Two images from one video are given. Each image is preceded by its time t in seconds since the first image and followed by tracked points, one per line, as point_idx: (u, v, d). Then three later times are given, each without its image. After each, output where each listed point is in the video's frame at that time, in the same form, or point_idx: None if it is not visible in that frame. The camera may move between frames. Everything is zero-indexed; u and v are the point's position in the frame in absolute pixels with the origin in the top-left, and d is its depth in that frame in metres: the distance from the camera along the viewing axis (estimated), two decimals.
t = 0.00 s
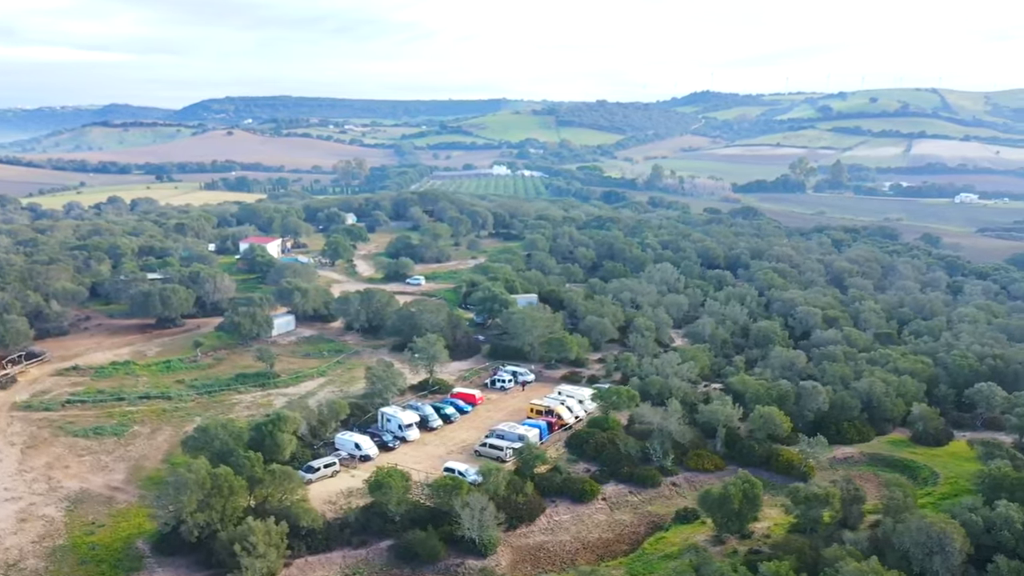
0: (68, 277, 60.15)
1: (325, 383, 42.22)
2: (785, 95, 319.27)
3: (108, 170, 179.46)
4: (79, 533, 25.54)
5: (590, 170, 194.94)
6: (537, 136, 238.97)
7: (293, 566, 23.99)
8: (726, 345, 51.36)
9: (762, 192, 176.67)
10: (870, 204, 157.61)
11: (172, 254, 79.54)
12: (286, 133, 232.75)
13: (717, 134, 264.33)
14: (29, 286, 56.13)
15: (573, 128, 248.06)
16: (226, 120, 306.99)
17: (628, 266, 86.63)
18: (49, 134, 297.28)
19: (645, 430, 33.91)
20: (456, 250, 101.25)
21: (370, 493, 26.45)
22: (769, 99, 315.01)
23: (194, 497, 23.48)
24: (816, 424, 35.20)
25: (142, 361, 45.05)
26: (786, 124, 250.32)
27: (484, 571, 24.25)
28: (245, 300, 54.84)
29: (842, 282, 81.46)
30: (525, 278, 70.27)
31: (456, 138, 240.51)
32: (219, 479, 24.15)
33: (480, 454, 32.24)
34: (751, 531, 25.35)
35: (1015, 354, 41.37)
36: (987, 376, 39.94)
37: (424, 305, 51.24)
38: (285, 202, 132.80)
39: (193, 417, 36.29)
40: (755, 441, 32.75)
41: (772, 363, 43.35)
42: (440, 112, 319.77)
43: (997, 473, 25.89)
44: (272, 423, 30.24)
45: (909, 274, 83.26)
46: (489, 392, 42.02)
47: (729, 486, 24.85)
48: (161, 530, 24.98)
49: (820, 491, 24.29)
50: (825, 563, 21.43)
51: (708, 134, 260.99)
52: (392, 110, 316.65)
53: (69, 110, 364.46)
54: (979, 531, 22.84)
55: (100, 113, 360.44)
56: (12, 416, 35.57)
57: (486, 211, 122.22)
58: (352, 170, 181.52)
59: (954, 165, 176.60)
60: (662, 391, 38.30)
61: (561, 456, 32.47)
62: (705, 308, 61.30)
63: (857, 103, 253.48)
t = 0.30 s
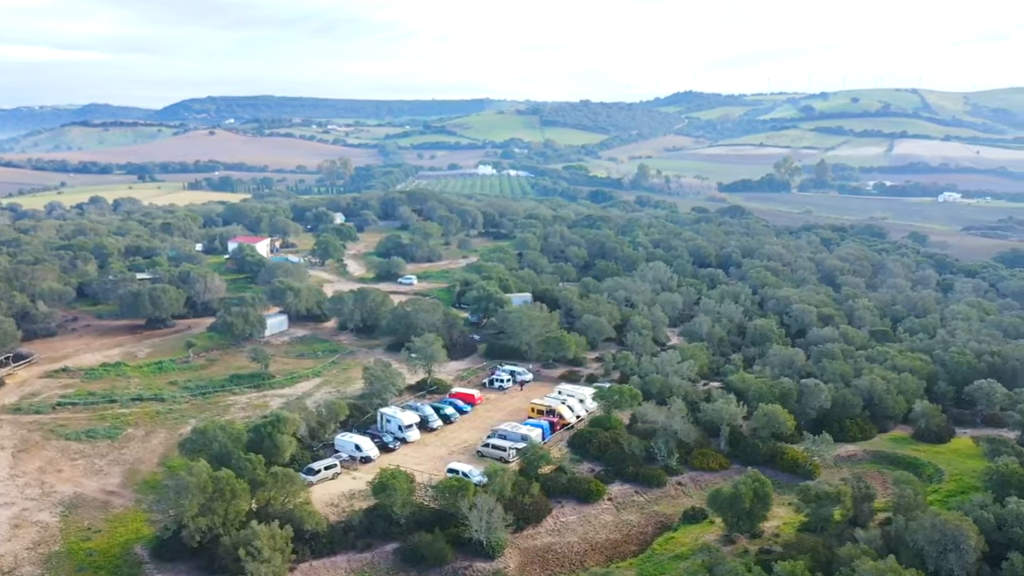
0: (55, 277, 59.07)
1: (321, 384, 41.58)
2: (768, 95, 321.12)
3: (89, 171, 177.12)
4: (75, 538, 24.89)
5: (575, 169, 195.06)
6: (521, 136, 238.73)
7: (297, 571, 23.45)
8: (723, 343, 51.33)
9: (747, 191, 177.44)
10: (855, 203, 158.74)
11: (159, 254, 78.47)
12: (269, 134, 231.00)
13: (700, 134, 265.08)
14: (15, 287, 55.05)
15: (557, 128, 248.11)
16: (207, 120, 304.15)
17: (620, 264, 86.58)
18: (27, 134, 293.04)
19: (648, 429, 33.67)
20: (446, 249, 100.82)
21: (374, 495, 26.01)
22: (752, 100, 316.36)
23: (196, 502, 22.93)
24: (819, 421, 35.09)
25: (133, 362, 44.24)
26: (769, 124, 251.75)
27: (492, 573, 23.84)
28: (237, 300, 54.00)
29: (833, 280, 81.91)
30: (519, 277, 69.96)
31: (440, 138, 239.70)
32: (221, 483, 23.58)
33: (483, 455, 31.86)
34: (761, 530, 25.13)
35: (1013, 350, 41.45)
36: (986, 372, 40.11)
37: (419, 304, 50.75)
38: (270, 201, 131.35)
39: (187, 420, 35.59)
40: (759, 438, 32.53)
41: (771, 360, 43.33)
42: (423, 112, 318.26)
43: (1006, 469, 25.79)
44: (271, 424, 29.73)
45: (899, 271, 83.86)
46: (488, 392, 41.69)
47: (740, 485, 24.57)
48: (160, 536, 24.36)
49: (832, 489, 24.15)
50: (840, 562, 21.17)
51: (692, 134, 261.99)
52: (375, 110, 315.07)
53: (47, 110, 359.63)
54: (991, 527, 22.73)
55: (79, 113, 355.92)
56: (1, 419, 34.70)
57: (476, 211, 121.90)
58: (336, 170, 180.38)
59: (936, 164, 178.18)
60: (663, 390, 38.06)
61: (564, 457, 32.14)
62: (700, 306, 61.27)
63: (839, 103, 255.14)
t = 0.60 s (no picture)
0: (37, 278, 57.84)
1: (315, 385, 40.96)
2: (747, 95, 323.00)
3: (65, 171, 174.41)
4: (69, 545, 24.24)
5: (558, 169, 195.01)
6: (503, 135, 238.27)
7: None
8: (717, 341, 51.34)
9: (729, 190, 178.31)
10: (836, 202, 159.87)
11: (143, 254, 77.22)
12: (250, 133, 228.74)
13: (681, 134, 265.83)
14: None
15: (538, 127, 248.03)
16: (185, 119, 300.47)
17: (610, 263, 86.46)
18: None
19: (649, 428, 33.48)
20: (434, 248, 100.23)
21: (376, 497, 25.55)
22: (731, 99, 317.96)
23: (195, 506, 22.35)
24: (818, 418, 35.01)
25: (121, 363, 43.36)
26: (749, 123, 253.28)
27: None
28: (226, 299, 53.13)
29: (821, 278, 82.34)
30: (510, 276, 69.61)
31: (421, 137, 238.66)
32: (220, 486, 23.04)
33: (483, 455, 31.54)
34: (768, 529, 24.94)
35: (1007, 346, 41.69)
36: (981, 368, 40.29)
37: (412, 303, 50.23)
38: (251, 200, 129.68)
39: (180, 422, 34.88)
40: (760, 436, 32.36)
41: (768, 358, 43.31)
42: (403, 111, 316.60)
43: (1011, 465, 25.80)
44: (268, 426, 29.18)
45: (887, 269, 84.42)
46: (484, 392, 41.32)
47: (748, 483, 24.34)
48: (156, 541, 23.75)
49: (840, 487, 24.01)
50: (852, 560, 21.01)
51: (672, 134, 262.91)
52: (355, 109, 312.93)
53: (20, 110, 353.75)
54: (1000, 523, 22.65)
55: (54, 113, 350.53)
56: None
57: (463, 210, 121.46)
58: (318, 170, 179.14)
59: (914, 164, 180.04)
60: (662, 388, 37.84)
61: (565, 457, 31.82)
62: (693, 304, 61.28)
63: (818, 103, 257.26)
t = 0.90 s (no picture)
0: (18, 278, 56.44)
1: (308, 385, 40.32)
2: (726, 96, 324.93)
3: (40, 171, 171.60)
4: (62, 551, 23.59)
5: (540, 168, 194.86)
6: (483, 135, 237.59)
7: None
8: (710, 338, 51.37)
9: (711, 189, 179.14)
10: (818, 201, 161.00)
11: (125, 254, 75.79)
12: (230, 133, 226.34)
13: (660, 134, 266.54)
14: None
15: (518, 127, 247.93)
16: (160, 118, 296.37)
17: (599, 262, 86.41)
18: None
19: (649, 426, 33.25)
20: (421, 247, 99.63)
21: (377, 499, 25.08)
22: (710, 99, 319.48)
23: (194, 510, 21.79)
24: (817, 415, 34.97)
25: (108, 365, 42.43)
26: (728, 123, 254.96)
27: None
28: (214, 299, 52.25)
29: (809, 275, 82.93)
30: (501, 275, 69.33)
31: (401, 137, 237.28)
32: (219, 489, 22.43)
33: (483, 455, 31.18)
34: (775, 527, 24.77)
35: (999, 342, 42.03)
36: (974, 364, 40.55)
37: (404, 302, 49.73)
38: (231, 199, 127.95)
39: (171, 424, 34.16)
40: (761, 433, 32.24)
41: (763, 354, 43.36)
42: (383, 111, 315.04)
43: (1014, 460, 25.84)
44: (264, 427, 28.61)
45: (874, 267, 85.19)
46: (479, 391, 40.98)
47: (756, 481, 24.10)
48: (153, 546, 23.14)
49: (848, 484, 23.88)
50: (864, 559, 20.89)
51: (652, 134, 263.83)
52: (333, 109, 310.14)
53: None
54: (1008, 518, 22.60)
55: (25, 112, 344.60)
56: None
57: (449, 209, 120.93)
58: (298, 169, 178.47)
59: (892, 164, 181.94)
60: (659, 386, 37.64)
61: (565, 456, 31.49)
62: (684, 302, 61.33)
63: (795, 103, 259.17)
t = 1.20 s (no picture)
0: None
1: (301, 386, 39.62)
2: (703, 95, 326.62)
3: (12, 171, 168.12)
4: (56, 559, 22.83)
5: (520, 168, 194.48)
6: (462, 134, 236.59)
7: None
8: (704, 336, 51.39)
9: (692, 188, 179.69)
10: (797, 200, 162.28)
11: (105, 254, 74.35)
12: (207, 132, 223.32)
13: (639, 133, 267.07)
14: None
15: (497, 126, 247.24)
16: (134, 117, 291.63)
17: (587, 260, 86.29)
18: None
19: (651, 424, 33.01)
20: (407, 246, 98.86)
21: (381, 502, 24.58)
22: (687, 99, 320.70)
23: (196, 515, 21.21)
24: (817, 412, 34.95)
25: (95, 367, 41.40)
26: (706, 123, 256.12)
27: None
28: (201, 299, 51.29)
29: (796, 273, 83.51)
30: (490, 274, 68.90)
31: (378, 136, 233.39)
32: (221, 493, 21.87)
33: (484, 455, 30.73)
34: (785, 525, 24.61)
35: (991, 337, 42.38)
36: (968, 360, 40.84)
37: (396, 301, 49.15)
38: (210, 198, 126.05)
39: (163, 427, 33.37)
40: (763, 430, 32.11)
41: (759, 352, 43.36)
42: (361, 110, 312.49)
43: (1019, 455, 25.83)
44: (262, 429, 27.98)
45: (858, 264, 85.92)
46: (475, 390, 40.54)
47: (766, 479, 23.89)
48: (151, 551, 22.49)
49: (859, 480, 23.73)
50: (878, 555, 20.75)
51: (630, 134, 264.47)
52: (310, 107, 304.62)
53: None
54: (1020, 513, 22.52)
55: None
56: None
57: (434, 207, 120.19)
58: (277, 169, 176.37)
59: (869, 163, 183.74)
60: (658, 383, 37.43)
61: (567, 455, 31.15)
62: (676, 300, 61.32)
63: (772, 103, 260.97)
